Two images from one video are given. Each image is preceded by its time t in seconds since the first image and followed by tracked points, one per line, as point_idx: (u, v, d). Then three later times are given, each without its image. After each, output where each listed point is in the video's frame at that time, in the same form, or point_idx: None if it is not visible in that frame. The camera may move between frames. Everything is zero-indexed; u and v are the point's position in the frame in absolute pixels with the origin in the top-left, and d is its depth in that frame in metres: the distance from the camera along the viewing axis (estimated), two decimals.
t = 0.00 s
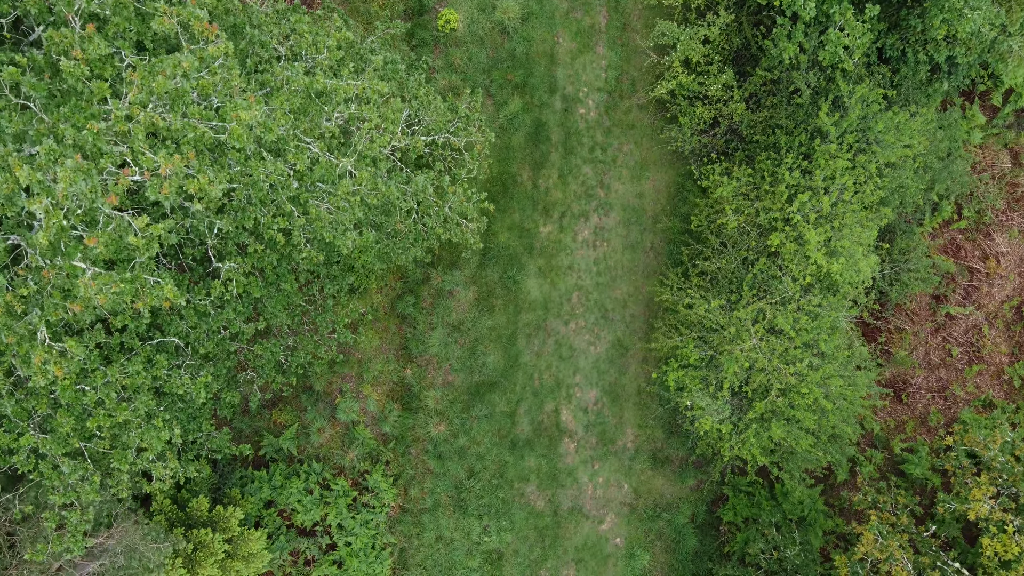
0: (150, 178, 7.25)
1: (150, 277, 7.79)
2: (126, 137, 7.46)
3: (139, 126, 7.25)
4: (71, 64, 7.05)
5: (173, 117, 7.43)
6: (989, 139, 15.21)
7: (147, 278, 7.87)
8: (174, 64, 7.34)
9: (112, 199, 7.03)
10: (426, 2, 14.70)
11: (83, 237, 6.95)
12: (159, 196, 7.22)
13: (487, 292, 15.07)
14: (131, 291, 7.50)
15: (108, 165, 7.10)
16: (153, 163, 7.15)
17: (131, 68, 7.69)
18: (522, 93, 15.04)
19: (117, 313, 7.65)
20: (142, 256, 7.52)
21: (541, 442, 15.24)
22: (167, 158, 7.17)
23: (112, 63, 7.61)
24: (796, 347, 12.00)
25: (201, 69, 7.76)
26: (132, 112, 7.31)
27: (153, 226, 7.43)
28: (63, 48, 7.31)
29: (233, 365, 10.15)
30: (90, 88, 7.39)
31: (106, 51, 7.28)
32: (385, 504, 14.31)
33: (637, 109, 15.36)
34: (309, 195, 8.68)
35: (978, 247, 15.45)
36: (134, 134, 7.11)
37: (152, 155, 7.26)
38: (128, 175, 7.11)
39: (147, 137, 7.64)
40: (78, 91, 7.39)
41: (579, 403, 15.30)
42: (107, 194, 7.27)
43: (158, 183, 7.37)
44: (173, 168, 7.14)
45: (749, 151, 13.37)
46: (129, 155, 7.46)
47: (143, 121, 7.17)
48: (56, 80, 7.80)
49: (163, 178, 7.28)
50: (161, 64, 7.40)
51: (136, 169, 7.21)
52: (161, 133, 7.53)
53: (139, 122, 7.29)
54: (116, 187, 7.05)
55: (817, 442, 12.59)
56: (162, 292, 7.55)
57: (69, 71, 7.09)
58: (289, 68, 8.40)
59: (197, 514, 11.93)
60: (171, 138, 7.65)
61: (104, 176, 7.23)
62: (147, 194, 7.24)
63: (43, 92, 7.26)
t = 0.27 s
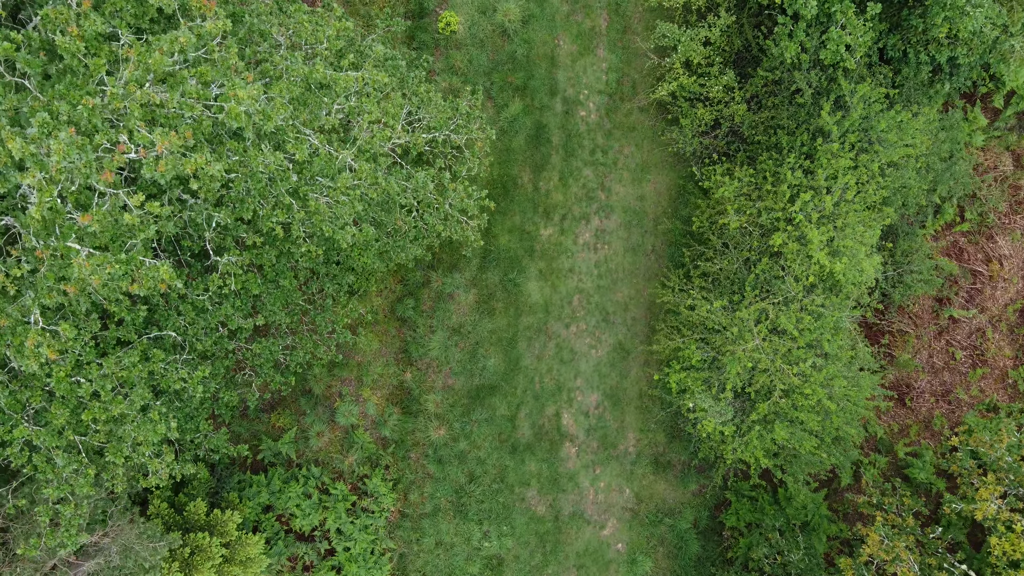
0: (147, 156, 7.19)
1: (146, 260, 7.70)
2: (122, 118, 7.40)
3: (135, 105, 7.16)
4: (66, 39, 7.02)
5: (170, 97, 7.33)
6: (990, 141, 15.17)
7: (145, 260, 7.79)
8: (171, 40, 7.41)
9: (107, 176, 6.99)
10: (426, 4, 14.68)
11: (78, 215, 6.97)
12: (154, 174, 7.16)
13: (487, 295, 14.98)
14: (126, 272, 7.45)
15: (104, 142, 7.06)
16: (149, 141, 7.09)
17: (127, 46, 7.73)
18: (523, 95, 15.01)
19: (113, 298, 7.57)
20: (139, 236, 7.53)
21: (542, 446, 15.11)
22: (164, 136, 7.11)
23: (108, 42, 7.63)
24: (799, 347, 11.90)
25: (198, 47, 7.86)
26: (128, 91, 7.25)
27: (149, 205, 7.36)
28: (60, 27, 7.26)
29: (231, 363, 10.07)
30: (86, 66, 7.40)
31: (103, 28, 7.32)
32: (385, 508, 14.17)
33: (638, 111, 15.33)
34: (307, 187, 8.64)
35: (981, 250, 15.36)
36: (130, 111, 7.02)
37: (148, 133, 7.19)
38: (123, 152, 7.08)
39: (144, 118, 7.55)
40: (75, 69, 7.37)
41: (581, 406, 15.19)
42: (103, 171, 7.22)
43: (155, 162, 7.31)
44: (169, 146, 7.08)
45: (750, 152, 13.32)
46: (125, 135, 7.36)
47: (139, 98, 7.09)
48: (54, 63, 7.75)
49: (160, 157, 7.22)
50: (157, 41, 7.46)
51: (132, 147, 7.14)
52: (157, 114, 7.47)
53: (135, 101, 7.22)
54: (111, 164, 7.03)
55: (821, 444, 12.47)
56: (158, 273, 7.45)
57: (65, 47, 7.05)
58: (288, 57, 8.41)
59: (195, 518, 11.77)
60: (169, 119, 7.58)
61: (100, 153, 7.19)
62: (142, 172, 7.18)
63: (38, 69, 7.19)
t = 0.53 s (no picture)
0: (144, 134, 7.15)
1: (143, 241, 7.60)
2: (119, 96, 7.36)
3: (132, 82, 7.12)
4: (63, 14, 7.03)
5: (168, 76, 7.32)
6: (992, 145, 15.13)
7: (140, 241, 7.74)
8: (169, 17, 7.48)
9: (104, 151, 6.90)
10: (427, 8, 14.69)
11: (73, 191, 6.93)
12: (153, 151, 7.09)
13: (488, 298, 14.90)
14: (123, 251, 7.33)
15: (101, 118, 6.98)
16: (146, 118, 7.06)
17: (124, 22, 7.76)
18: (524, 98, 14.99)
19: (109, 281, 7.51)
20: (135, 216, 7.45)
21: (543, 451, 14.98)
22: (162, 113, 7.10)
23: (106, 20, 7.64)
24: (802, 348, 11.82)
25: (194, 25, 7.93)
26: (125, 68, 7.19)
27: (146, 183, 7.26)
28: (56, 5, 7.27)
29: (230, 362, 9.97)
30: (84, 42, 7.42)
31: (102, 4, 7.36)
32: (384, 513, 14.05)
33: (639, 114, 15.30)
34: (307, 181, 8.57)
35: (984, 253, 15.29)
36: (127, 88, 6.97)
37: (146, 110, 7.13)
38: (121, 128, 6.98)
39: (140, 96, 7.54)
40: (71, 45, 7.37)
41: (582, 411, 15.07)
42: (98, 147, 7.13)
43: (152, 140, 7.23)
44: (167, 123, 7.07)
45: (752, 153, 13.28)
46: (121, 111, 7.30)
47: (136, 76, 7.07)
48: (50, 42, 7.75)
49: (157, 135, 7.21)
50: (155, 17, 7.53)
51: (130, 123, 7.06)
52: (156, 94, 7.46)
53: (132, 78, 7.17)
54: (108, 140, 6.92)
55: (824, 446, 12.36)
56: (154, 254, 7.39)
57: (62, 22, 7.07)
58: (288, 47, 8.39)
59: (192, 522, 11.63)
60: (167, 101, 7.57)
61: (96, 129, 7.10)
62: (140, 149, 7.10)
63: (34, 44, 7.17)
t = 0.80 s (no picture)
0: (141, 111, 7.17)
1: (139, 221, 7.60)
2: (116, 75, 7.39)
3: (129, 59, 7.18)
4: None
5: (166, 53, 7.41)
6: (993, 148, 15.09)
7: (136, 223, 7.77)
8: None
9: (99, 127, 6.92)
10: (427, 11, 14.70)
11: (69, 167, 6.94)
12: (149, 129, 7.10)
13: (488, 301, 14.82)
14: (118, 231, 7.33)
15: (96, 93, 7.01)
16: (143, 95, 7.11)
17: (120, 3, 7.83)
18: (524, 101, 14.97)
19: (105, 268, 7.51)
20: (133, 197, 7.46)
21: (543, 456, 14.86)
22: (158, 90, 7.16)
23: None
24: (805, 348, 11.74)
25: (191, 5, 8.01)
26: (122, 45, 7.24)
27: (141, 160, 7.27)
28: None
29: (228, 361, 9.88)
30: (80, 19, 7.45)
31: None
32: (384, 518, 13.93)
33: (639, 117, 15.27)
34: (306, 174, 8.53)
35: (986, 256, 15.22)
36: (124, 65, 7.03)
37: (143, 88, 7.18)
38: (116, 104, 7.02)
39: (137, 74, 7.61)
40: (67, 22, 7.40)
41: (583, 415, 14.96)
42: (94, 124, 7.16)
43: (149, 118, 7.24)
44: (164, 100, 7.07)
45: (753, 155, 13.24)
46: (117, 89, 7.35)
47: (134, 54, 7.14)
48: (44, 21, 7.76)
49: (154, 112, 7.23)
50: None
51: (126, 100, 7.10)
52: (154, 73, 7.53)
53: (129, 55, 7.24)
54: (103, 116, 6.95)
55: (828, 448, 12.25)
56: (150, 234, 7.42)
57: None
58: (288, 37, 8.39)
59: (189, 526, 11.50)
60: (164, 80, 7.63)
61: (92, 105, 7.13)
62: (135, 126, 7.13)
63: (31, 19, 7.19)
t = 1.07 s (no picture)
0: (137, 86, 7.17)
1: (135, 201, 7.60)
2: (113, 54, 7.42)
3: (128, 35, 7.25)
4: None
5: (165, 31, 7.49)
6: (995, 151, 15.06)
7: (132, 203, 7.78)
8: None
9: (96, 100, 6.94)
10: (428, 15, 14.72)
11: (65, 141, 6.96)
12: (146, 104, 7.11)
13: (489, 304, 14.75)
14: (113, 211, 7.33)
15: (93, 68, 7.04)
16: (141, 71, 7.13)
17: None
18: (525, 104, 14.95)
19: (102, 252, 7.49)
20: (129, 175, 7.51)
21: (544, 460, 14.74)
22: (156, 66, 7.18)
23: None
24: (808, 349, 11.66)
25: None
26: (121, 22, 7.30)
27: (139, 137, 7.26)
28: None
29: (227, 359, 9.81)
30: None
31: None
32: (383, 523, 13.80)
33: (640, 120, 15.24)
34: (305, 168, 8.49)
35: (989, 260, 15.16)
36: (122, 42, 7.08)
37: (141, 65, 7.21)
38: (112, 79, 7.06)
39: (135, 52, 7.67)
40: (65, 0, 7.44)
41: (584, 419, 14.85)
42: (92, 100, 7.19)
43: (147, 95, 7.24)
44: (160, 76, 7.06)
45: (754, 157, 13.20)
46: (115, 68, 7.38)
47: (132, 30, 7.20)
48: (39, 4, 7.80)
49: (151, 89, 7.23)
50: None
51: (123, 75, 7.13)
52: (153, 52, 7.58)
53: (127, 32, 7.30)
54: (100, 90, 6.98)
55: (831, 450, 12.15)
56: (146, 212, 7.40)
57: None
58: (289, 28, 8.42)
59: (187, 529, 11.38)
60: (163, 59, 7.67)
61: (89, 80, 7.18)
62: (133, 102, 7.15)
63: None
